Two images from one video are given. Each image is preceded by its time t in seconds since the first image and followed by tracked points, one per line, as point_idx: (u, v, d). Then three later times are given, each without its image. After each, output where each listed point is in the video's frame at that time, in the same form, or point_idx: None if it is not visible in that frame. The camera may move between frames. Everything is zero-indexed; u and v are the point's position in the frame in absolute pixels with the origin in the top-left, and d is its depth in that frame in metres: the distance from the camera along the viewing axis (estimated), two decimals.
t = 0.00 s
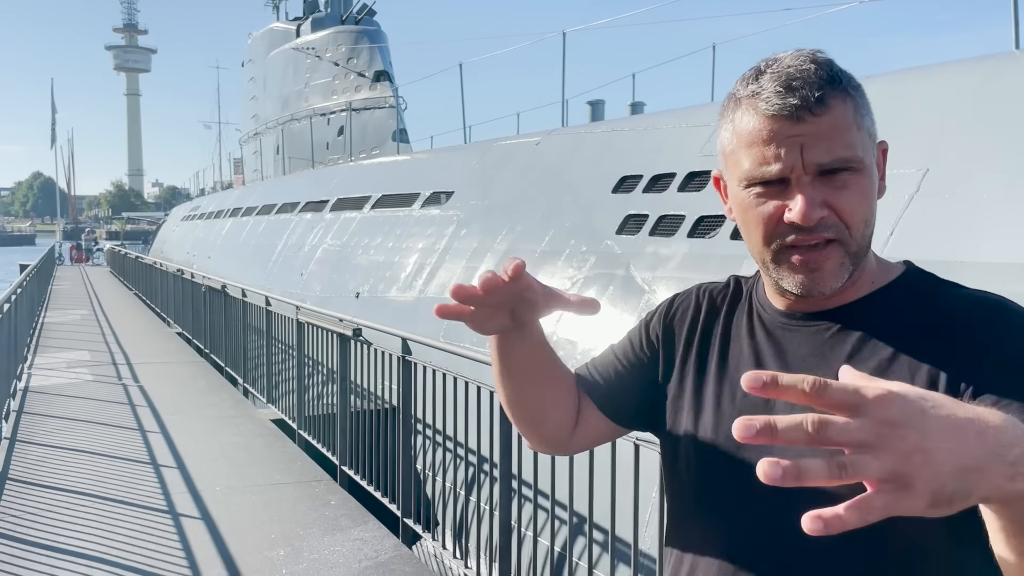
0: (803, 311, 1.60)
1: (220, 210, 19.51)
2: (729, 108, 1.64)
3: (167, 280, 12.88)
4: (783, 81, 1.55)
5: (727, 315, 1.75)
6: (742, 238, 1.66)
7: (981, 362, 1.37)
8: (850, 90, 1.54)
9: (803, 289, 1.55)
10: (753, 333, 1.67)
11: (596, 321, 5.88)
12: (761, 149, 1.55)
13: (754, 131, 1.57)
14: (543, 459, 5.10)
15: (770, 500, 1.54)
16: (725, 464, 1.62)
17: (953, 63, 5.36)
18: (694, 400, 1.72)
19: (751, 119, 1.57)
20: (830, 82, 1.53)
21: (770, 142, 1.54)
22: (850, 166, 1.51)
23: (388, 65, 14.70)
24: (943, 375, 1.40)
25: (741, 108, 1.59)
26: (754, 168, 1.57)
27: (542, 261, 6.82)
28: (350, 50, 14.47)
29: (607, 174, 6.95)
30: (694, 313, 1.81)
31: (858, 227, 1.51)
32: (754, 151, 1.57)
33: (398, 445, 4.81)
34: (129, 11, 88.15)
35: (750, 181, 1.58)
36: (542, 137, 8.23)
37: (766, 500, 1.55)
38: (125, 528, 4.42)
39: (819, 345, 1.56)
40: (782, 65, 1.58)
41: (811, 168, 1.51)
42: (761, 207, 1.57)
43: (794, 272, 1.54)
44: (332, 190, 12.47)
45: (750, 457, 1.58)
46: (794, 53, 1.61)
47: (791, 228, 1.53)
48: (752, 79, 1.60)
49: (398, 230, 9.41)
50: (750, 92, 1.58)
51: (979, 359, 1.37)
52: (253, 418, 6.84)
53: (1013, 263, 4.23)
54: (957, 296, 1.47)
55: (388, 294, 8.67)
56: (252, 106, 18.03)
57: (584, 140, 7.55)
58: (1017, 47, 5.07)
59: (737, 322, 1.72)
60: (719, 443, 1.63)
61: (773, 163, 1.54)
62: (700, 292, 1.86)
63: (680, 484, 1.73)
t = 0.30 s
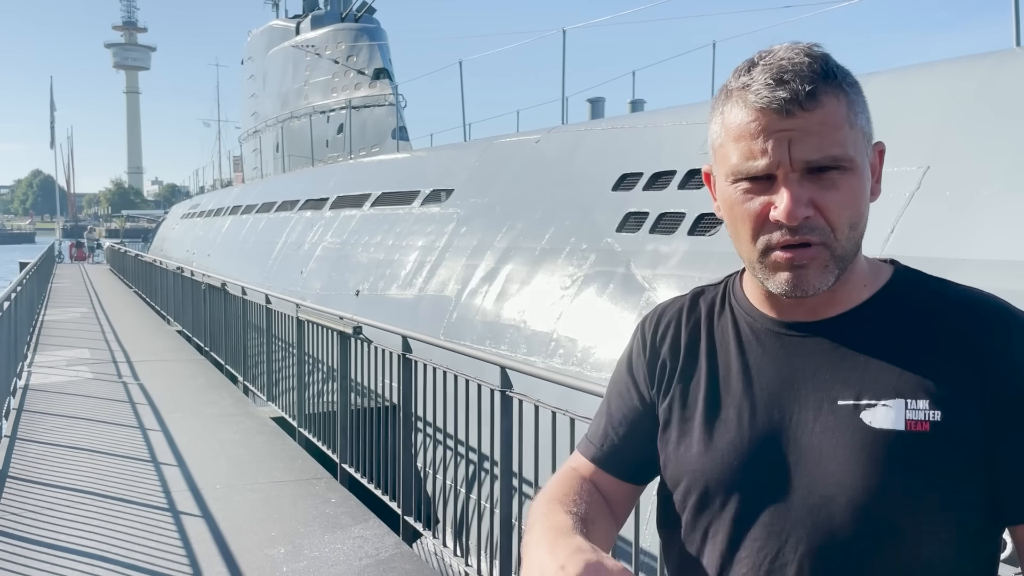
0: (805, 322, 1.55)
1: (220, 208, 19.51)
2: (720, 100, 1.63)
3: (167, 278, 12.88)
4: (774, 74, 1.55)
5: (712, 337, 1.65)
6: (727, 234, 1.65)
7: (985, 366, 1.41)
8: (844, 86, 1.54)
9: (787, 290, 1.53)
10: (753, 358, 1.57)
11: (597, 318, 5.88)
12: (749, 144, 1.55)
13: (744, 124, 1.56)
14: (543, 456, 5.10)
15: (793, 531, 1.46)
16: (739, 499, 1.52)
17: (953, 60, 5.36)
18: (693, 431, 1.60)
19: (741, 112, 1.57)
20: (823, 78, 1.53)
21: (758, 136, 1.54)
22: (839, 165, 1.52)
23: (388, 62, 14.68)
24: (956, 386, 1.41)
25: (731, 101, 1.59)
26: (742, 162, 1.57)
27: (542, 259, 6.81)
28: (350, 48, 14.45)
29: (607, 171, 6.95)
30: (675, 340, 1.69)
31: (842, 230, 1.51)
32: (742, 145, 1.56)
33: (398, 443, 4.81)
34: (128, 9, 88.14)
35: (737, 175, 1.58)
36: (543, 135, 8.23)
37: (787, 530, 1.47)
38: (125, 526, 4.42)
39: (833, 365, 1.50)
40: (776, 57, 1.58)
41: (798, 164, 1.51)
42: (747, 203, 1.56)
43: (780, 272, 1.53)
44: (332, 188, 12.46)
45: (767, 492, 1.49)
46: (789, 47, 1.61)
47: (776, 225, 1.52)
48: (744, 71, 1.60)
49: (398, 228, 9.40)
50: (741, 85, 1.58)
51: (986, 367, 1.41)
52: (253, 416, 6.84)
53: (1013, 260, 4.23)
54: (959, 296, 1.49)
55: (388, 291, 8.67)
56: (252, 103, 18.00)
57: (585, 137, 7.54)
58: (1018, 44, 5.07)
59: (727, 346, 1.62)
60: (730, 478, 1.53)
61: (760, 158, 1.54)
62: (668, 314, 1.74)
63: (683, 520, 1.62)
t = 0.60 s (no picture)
0: (806, 318, 1.54)
1: (220, 206, 19.51)
2: (711, 99, 1.62)
3: (167, 276, 12.87)
4: (765, 73, 1.54)
5: (709, 335, 1.64)
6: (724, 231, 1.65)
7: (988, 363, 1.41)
8: (836, 81, 1.53)
9: (788, 287, 1.53)
10: (752, 356, 1.56)
11: (597, 317, 5.89)
12: (742, 142, 1.54)
13: (737, 124, 1.55)
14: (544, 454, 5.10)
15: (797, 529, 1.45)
16: (742, 498, 1.51)
17: (955, 58, 5.34)
18: (693, 429, 1.59)
19: (733, 112, 1.56)
20: (816, 73, 1.52)
21: (751, 134, 1.53)
22: (836, 159, 1.51)
23: (388, 60, 14.65)
24: (956, 388, 1.41)
25: (722, 101, 1.58)
26: (737, 161, 1.56)
27: (543, 257, 6.81)
28: (350, 46, 14.42)
29: (608, 169, 6.94)
30: (673, 339, 1.68)
31: (842, 225, 1.51)
32: (735, 144, 1.56)
33: (399, 441, 4.79)
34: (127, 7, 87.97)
35: (732, 175, 1.57)
36: (543, 132, 8.21)
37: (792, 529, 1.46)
38: (125, 525, 4.41)
39: (835, 363, 1.49)
40: (765, 55, 1.57)
41: (795, 160, 1.50)
42: (745, 201, 1.55)
43: (779, 269, 1.53)
44: (332, 186, 12.45)
45: (770, 491, 1.48)
46: (778, 43, 1.59)
47: (775, 224, 1.51)
48: (734, 70, 1.59)
49: (398, 226, 9.39)
50: (732, 85, 1.57)
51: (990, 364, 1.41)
52: (253, 414, 6.83)
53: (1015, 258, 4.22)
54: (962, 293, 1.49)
55: (388, 290, 8.66)
56: (252, 101, 18.00)
57: (585, 135, 7.52)
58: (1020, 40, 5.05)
59: (724, 344, 1.61)
60: (732, 477, 1.52)
61: (755, 157, 1.53)
62: (664, 312, 1.73)
63: (687, 518, 1.61)
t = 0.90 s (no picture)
0: (795, 315, 1.54)
1: (220, 205, 19.51)
2: (706, 94, 1.63)
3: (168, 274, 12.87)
4: (760, 67, 1.55)
5: (701, 332, 1.65)
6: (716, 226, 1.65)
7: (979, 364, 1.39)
8: (830, 76, 1.54)
9: (778, 279, 1.53)
10: (741, 352, 1.56)
11: (597, 315, 5.89)
12: (736, 135, 1.55)
13: (731, 117, 1.56)
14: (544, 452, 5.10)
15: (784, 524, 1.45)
16: (729, 494, 1.51)
17: (956, 55, 5.33)
18: (683, 425, 1.60)
19: (728, 104, 1.57)
20: (809, 69, 1.53)
21: (745, 127, 1.54)
22: (828, 153, 1.51)
23: (388, 58, 14.64)
24: (949, 390, 1.39)
25: (718, 94, 1.59)
26: (730, 153, 1.56)
27: (543, 255, 6.81)
28: (350, 44, 14.41)
29: (608, 168, 6.93)
30: (667, 335, 1.69)
31: (833, 218, 1.50)
32: (729, 137, 1.56)
33: (399, 439, 4.79)
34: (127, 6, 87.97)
35: (726, 168, 1.57)
36: (544, 130, 8.20)
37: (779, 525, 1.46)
38: (126, 523, 4.42)
39: (823, 359, 1.49)
40: (761, 50, 1.58)
41: (787, 152, 1.51)
42: (738, 193, 1.55)
43: (769, 262, 1.53)
44: (333, 185, 12.44)
45: (757, 488, 1.48)
46: (774, 39, 1.60)
47: (767, 216, 1.52)
48: (730, 65, 1.60)
49: (398, 224, 9.39)
50: (728, 78, 1.58)
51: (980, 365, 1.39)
52: (254, 413, 6.83)
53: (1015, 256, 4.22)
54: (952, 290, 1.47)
55: (389, 288, 8.66)
56: (252, 100, 17.99)
57: (585, 133, 7.52)
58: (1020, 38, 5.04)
59: (715, 341, 1.61)
60: (720, 473, 1.52)
61: (748, 148, 1.53)
62: (660, 310, 1.74)
63: (678, 514, 1.62)
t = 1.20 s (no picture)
0: (794, 316, 1.55)
1: (221, 203, 19.52)
2: (702, 99, 1.65)
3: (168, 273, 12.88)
4: (752, 71, 1.56)
5: (707, 328, 1.66)
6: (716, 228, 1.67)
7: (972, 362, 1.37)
8: (822, 78, 1.54)
9: (777, 280, 1.53)
10: (742, 349, 1.58)
11: (598, 313, 5.89)
12: (731, 138, 1.57)
13: (726, 121, 1.58)
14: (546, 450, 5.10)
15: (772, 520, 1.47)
16: (725, 489, 1.53)
17: (956, 52, 5.33)
18: (682, 420, 1.62)
19: (722, 108, 1.58)
20: (802, 71, 1.54)
21: (740, 130, 1.55)
22: (823, 154, 1.52)
23: (389, 56, 14.65)
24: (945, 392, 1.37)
25: (713, 99, 1.61)
26: (726, 157, 1.58)
27: (543, 253, 6.81)
28: (350, 42, 14.41)
29: (609, 166, 6.93)
30: (675, 333, 1.71)
31: (830, 218, 1.51)
32: (725, 141, 1.58)
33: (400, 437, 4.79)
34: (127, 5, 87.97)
35: (723, 171, 1.59)
36: (545, 128, 8.20)
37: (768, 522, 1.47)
38: (127, 521, 4.42)
39: (818, 355, 1.49)
40: (754, 54, 1.59)
41: (781, 154, 1.52)
42: (735, 195, 1.57)
43: (768, 264, 1.54)
44: (333, 183, 12.44)
45: (752, 485, 1.50)
46: (768, 44, 1.61)
47: (764, 217, 1.52)
48: (724, 69, 1.62)
49: (399, 222, 9.39)
50: (721, 83, 1.60)
51: (971, 362, 1.38)
52: (255, 411, 6.84)
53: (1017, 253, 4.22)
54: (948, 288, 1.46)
55: (389, 286, 8.66)
56: (252, 98, 18.01)
57: (586, 131, 7.52)
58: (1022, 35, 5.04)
59: (720, 337, 1.63)
60: (716, 469, 1.54)
61: (742, 150, 1.55)
62: (672, 308, 1.75)
63: (676, 507, 1.64)
